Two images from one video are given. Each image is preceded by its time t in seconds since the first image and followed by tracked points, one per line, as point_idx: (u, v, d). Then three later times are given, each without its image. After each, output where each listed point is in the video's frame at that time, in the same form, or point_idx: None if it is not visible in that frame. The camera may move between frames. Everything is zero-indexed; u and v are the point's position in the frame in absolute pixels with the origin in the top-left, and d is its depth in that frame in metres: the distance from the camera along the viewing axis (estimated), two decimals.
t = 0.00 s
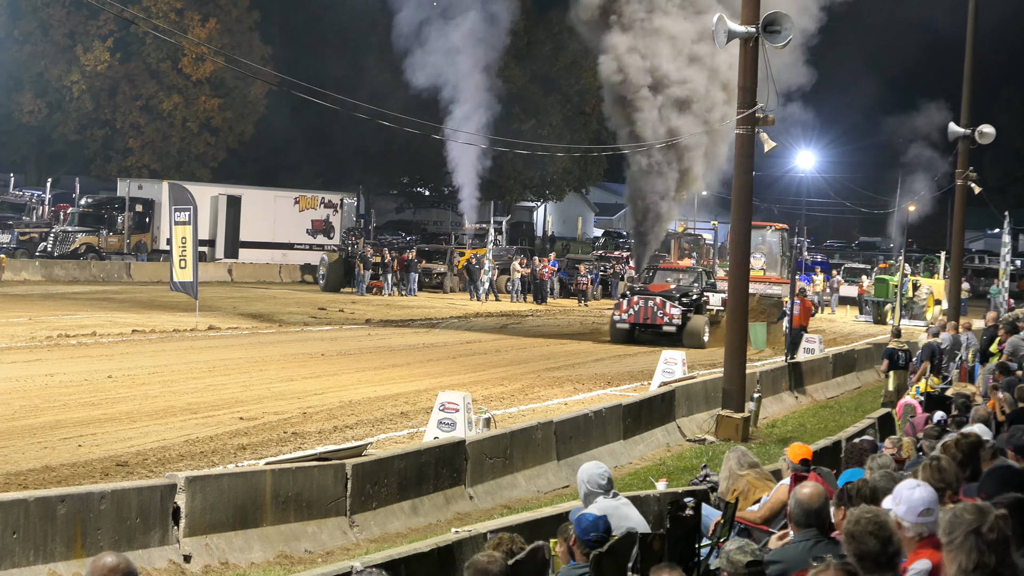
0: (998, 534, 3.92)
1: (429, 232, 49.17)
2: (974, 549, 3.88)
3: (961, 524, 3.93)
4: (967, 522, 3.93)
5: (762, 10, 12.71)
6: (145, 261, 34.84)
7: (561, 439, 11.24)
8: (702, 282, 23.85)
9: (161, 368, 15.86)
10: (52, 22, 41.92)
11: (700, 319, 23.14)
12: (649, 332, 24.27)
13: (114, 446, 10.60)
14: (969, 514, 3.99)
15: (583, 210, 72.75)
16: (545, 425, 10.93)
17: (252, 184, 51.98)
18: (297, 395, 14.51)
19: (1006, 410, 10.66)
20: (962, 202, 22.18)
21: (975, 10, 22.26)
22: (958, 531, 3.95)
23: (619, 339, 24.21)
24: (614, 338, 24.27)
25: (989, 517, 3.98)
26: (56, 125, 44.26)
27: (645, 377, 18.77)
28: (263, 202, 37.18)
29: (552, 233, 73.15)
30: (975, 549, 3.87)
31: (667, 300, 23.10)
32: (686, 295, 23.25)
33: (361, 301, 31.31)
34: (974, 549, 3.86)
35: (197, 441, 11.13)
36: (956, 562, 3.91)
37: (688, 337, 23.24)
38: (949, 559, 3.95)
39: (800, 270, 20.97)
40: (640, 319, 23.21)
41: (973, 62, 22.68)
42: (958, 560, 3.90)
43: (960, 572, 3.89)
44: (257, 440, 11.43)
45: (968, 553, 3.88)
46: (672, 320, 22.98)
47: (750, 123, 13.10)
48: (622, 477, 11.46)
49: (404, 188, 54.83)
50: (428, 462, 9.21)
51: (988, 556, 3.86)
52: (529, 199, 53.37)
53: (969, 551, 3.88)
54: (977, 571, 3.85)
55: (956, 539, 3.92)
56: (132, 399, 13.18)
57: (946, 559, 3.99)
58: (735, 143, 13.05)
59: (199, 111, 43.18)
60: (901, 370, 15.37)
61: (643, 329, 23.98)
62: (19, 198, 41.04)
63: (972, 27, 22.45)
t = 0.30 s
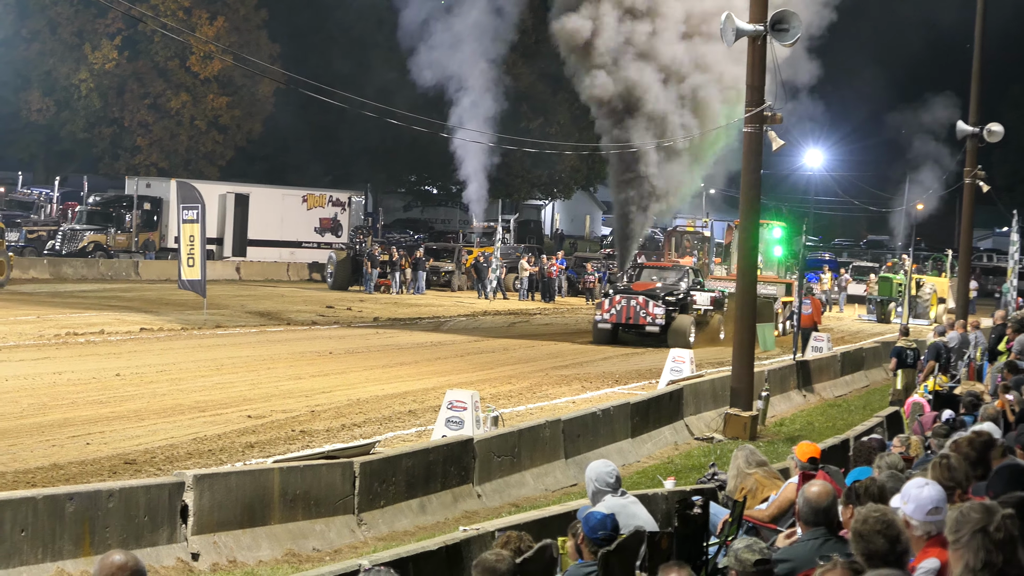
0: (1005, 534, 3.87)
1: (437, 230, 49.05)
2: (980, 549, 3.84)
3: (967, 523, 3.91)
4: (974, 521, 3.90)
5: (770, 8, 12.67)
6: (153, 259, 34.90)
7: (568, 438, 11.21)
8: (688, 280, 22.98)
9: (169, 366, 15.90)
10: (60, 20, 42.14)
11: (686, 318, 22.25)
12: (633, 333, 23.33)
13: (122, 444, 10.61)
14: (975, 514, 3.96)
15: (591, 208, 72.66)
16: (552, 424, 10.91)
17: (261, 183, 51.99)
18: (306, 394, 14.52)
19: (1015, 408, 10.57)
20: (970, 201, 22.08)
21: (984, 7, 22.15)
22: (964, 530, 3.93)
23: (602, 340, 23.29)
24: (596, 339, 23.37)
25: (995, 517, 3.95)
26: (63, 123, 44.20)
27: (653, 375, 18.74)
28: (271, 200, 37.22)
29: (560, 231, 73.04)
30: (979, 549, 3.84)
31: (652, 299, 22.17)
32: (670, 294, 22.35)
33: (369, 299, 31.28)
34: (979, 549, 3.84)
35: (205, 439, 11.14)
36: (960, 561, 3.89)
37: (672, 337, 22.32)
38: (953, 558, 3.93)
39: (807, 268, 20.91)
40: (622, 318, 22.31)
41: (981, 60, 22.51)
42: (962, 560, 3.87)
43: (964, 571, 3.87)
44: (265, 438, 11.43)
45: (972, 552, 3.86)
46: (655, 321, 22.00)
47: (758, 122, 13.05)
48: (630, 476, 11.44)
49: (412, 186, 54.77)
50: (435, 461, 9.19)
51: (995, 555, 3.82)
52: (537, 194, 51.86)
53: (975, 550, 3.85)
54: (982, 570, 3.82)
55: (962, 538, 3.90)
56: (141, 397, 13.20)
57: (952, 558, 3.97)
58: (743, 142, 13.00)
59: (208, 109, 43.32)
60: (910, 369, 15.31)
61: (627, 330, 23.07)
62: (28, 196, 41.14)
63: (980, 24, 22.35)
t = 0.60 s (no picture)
0: (1020, 536, 3.83)
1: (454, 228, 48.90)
2: (994, 550, 3.79)
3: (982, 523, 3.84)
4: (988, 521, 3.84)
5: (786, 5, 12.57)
6: (170, 258, 35.00)
7: (585, 435, 11.13)
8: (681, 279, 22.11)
9: (186, 364, 15.94)
10: (76, 19, 41.85)
11: (678, 319, 21.36)
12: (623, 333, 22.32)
13: (139, 443, 10.62)
14: (989, 513, 3.90)
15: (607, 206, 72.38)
16: (569, 422, 10.84)
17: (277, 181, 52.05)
18: (323, 392, 14.52)
19: None
20: (987, 198, 21.87)
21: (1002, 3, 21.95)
22: (979, 531, 3.87)
23: (591, 340, 22.27)
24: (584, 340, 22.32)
25: (1012, 519, 3.89)
26: (80, 122, 44.23)
27: (670, 373, 18.65)
28: (288, 198, 37.29)
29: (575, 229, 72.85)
30: (994, 550, 3.79)
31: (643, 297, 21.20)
32: (661, 291, 21.39)
33: (386, 297, 31.30)
34: (994, 549, 3.78)
35: (222, 437, 11.15)
36: (975, 561, 3.82)
37: (664, 336, 21.43)
38: (968, 557, 3.87)
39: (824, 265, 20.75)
40: (611, 318, 21.30)
41: (999, 55, 22.26)
42: (977, 560, 3.81)
43: (979, 571, 3.80)
44: (282, 436, 11.41)
45: (987, 553, 3.80)
46: (645, 320, 21.05)
47: (775, 120, 12.92)
48: (648, 474, 11.35)
49: (428, 184, 54.73)
50: (452, 458, 9.15)
51: (1010, 556, 3.77)
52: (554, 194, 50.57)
53: (989, 550, 3.80)
54: (996, 570, 3.76)
55: (978, 538, 3.84)
56: (158, 396, 13.23)
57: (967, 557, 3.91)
58: (759, 139, 12.89)
59: (224, 107, 43.57)
60: (927, 367, 15.17)
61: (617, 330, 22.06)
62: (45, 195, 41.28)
63: (998, 19, 22.14)
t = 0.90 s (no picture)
0: None
1: (476, 226, 48.80)
2: (1018, 544, 3.77)
3: (1005, 521, 3.82)
4: (1011, 517, 3.82)
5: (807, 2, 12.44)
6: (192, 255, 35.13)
7: (607, 433, 11.05)
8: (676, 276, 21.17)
9: (208, 362, 15.97)
10: (98, 17, 41.87)
11: (672, 320, 20.42)
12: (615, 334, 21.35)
13: (161, 440, 10.63)
14: (1009, 509, 3.87)
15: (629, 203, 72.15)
16: (591, 420, 10.76)
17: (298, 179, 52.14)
18: (345, 389, 14.52)
19: None
20: (1010, 194, 21.60)
21: None
22: (1000, 527, 3.84)
23: (584, 340, 21.29)
24: (577, 340, 21.34)
25: None
26: (101, 120, 44.29)
27: (692, 371, 18.53)
28: (310, 196, 37.41)
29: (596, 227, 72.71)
30: (1018, 544, 3.77)
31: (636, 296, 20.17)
32: (655, 289, 20.38)
33: (407, 295, 31.33)
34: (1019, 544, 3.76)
35: (243, 435, 11.14)
36: (999, 556, 3.80)
37: (657, 337, 20.51)
38: (990, 553, 3.85)
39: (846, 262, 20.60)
40: (603, 317, 20.31)
41: (1023, 49, 21.97)
42: (1002, 554, 3.79)
43: (1002, 567, 3.78)
44: (304, 434, 11.40)
45: (1013, 548, 3.77)
46: (638, 320, 20.09)
47: (796, 117, 12.76)
48: (669, 472, 11.26)
49: (449, 182, 54.71)
50: (474, 456, 9.11)
51: None
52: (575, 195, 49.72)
53: (1013, 546, 3.77)
54: (1021, 566, 3.74)
55: (1000, 535, 3.81)
56: (180, 393, 13.26)
57: (989, 553, 3.89)
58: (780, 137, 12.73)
59: (246, 105, 43.80)
60: (949, 364, 14.99)
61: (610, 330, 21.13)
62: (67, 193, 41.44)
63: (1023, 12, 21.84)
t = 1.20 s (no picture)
0: None
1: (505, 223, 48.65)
2: None
3: None
4: None
5: None
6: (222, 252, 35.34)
7: (637, 430, 10.95)
8: (674, 271, 20.24)
9: (238, 358, 16.02)
10: (127, 14, 41.84)
11: (670, 318, 19.42)
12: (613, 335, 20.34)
13: (192, 437, 10.66)
14: None
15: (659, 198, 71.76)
16: (621, 415, 10.67)
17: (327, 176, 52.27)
18: (374, 385, 14.53)
19: None
20: None
21: None
22: None
23: (579, 341, 20.06)
24: (570, 340, 20.11)
25: None
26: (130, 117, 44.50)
27: (722, 367, 18.38)
28: (340, 192, 37.55)
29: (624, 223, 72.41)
30: None
31: (633, 294, 18.95)
32: (654, 287, 19.16)
33: (437, 291, 31.36)
34: None
35: (274, 431, 11.15)
36: None
37: (656, 337, 19.37)
38: None
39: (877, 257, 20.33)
40: (599, 316, 19.09)
41: None
42: None
43: None
44: (334, 430, 11.39)
45: None
46: (637, 318, 18.88)
47: (827, 113, 12.60)
48: (699, 468, 11.14)
49: (478, 178, 54.61)
50: (504, 452, 9.04)
51: None
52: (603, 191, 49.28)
53: None
54: None
55: None
56: (211, 390, 13.32)
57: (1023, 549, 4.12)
58: (810, 133, 12.58)
59: (276, 102, 44.17)
60: (980, 360, 14.73)
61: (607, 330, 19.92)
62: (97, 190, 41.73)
63: None
